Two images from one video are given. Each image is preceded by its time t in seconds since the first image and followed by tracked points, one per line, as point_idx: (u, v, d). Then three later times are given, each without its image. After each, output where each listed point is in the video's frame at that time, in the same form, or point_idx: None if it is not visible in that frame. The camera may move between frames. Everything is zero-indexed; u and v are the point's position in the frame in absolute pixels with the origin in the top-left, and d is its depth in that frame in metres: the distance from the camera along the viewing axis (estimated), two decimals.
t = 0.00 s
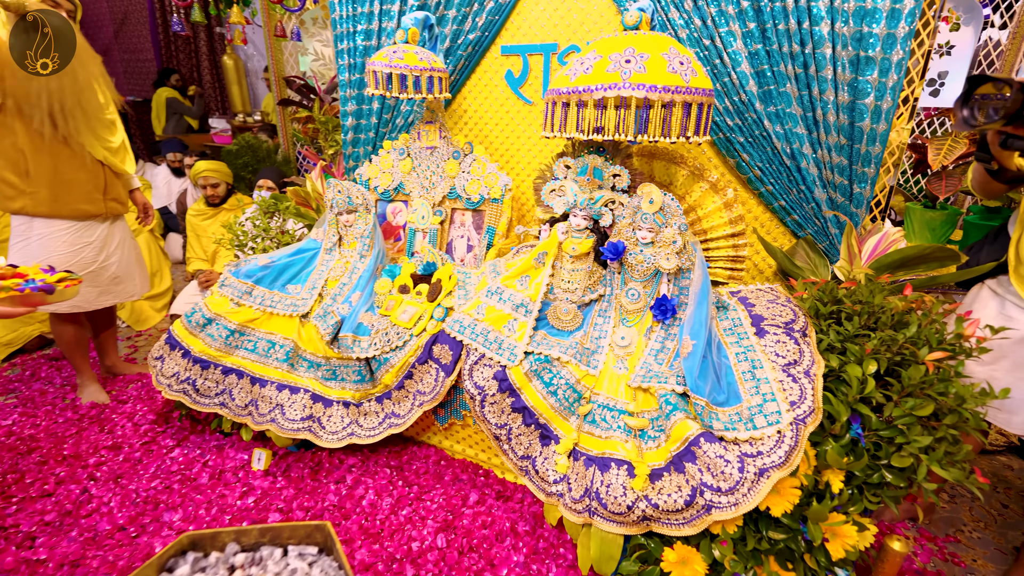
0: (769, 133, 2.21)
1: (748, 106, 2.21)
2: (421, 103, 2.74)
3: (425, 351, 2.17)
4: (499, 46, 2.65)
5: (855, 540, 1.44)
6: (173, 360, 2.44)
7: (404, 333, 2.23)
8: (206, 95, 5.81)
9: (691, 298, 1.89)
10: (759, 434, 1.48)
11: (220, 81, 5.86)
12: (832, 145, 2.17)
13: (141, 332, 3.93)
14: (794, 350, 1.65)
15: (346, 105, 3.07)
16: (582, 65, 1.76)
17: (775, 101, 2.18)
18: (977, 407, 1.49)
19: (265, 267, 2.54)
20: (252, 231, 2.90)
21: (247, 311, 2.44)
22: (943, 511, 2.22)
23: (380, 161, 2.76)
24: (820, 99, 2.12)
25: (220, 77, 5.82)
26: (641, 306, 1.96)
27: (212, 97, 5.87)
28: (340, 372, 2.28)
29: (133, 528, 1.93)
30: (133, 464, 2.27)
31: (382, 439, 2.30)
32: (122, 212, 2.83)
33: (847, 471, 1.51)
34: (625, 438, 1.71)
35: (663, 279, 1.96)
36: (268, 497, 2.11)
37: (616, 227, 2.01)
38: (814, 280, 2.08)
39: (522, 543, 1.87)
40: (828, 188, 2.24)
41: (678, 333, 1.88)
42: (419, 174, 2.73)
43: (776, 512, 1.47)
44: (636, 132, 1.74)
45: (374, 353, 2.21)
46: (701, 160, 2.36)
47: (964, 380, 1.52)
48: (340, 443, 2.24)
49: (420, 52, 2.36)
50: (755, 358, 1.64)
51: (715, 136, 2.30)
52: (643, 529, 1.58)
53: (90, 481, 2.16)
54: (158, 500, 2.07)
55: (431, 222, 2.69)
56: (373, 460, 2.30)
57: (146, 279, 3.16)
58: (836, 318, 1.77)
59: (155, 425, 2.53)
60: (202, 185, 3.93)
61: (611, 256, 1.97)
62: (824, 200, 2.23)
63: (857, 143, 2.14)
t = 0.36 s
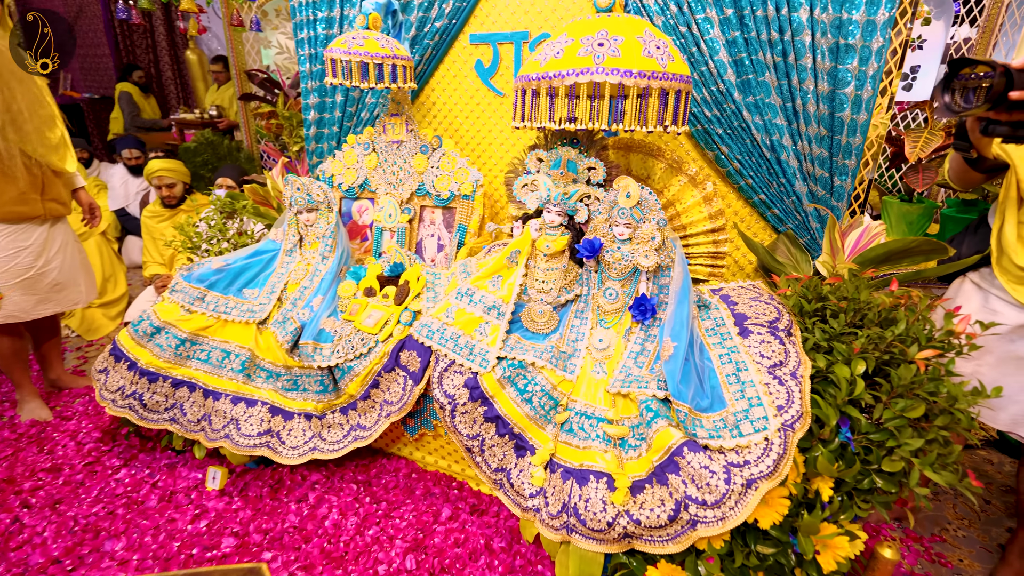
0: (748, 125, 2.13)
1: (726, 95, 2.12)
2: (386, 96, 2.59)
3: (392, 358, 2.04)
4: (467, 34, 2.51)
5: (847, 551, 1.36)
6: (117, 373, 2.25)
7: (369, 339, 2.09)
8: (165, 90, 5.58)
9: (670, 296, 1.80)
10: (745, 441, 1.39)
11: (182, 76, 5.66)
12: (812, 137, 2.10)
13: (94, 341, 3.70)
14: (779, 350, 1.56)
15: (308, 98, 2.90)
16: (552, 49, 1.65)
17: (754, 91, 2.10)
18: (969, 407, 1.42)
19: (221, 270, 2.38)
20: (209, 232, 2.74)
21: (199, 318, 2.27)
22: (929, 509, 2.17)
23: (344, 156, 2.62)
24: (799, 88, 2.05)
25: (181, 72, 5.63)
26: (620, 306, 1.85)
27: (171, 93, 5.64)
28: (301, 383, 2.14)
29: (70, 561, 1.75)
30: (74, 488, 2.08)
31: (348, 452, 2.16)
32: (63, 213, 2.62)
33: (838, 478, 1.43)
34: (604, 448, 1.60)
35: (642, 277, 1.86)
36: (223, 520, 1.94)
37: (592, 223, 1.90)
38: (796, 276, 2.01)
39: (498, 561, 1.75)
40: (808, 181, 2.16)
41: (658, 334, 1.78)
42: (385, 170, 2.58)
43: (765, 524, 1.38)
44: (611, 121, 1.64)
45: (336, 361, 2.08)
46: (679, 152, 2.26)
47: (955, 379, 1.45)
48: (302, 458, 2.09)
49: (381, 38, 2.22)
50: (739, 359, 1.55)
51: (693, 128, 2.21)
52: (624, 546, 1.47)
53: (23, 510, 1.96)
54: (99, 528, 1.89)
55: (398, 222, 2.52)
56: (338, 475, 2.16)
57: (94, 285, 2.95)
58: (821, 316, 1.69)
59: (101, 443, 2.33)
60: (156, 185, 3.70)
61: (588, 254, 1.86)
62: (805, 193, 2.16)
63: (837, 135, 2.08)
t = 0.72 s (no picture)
0: (733, 122, 2.04)
1: (711, 91, 2.03)
2: (354, 91, 2.45)
3: (361, 372, 1.90)
4: (440, 27, 2.38)
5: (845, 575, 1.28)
6: (61, 392, 2.06)
7: (336, 351, 1.95)
8: (128, 85, 5.29)
9: (655, 303, 1.70)
10: (739, 461, 1.29)
11: (145, 70, 5.38)
12: (798, 135, 2.02)
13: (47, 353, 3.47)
14: (771, 360, 1.47)
15: (272, 94, 2.73)
16: (528, 40, 1.54)
17: (739, 87, 2.01)
18: (969, 418, 1.35)
19: (175, 278, 2.22)
20: (165, 236, 2.54)
21: (151, 330, 2.12)
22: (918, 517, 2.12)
23: (312, 156, 2.48)
24: (786, 84, 1.97)
25: (144, 66, 5.34)
26: (603, 314, 1.75)
27: (134, 88, 5.36)
28: (264, 399, 2.01)
29: None
30: (12, 520, 1.90)
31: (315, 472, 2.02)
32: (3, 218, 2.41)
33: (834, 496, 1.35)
34: (588, 467, 1.50)
35: (626, 283, 1.76)
36: (177, 551, 1.79)
37: (572, 226, 1.80)
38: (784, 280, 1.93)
39: None
40: (795, 180, 2.09)
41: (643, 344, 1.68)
42: (354, 170, 2.44)
43: (759, 548, 1.30)
44: (591, 118, 1.54)
45: (301, 376, 1.94)
46: (662, 151, 2.16)
47: (953, 389, 1.38)
48: (265, 481, 1.95)
49: (345, 29, 2.09)
50: (729, 370, 1.46)
51: (677, 126, 2.12)
52: None
53: None
54: (38, 564, 1.72)
55: (370, 224, 2.40)
56: (306, 497, 2.02)
57: (42, 294, 2.74)
58: (813, 322, 1.61)
59: (46, 468, 2.15)
60: (114, 185, 3.49)
61: (568, 259, 1.76)
62: (791, 193, 2.08)
63: (824, 133, 2.00)
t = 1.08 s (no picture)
0: (724, 117, 1.95)
1: (700, 85, 1.94)
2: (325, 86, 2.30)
3: (333, 386, 1.78)
4: (416, 17, 2.25)
5: None
6: (5, 412, 1.90)
7: (306, 364, 1.83)
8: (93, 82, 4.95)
9: (647, 308, 1.61)
10: (739, 481, 1.20)
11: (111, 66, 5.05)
12: (791, 130, 1.94)
13: (5, 365, 3.26)
14: (771, 370, 1.38)
15: (238, 89, 2.58)
16: (507, 27, 1.43)
17: (729, 81, 1.92)
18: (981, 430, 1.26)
19: (131, 287, 2.07)
20: (123, 240, 2.39)
21: (105, 343, 1.97)
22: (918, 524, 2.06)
23: (282, 153, 2.34)
24: (778, 77, 1.89)
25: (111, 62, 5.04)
26: (591, 321, 1.64)
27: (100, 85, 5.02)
28: (229, 415, 1.88)
29: None
30: None
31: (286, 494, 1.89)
32: None
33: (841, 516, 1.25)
34: (577, 488, 1.40)
35: (615, 288, 1.66)
36: None
37: (558, 227, 1.70)
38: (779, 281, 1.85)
39: None
40: (788, 178, 2.00)
41: (634, 353, 1.58)
42: (326, 169, 2.30)
43: (762, 574, 1.20)
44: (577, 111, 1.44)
45: (267, 392, 1.81)
46: (650, 148, 2.06)
47: (962, 399, 1.30)
48: (230, 505, 1.82)
49: (311, 18, 1.98)
50: (727, 380, 1.37)
51: (666, 121, 2.02)
52: None
53: None
54: None
55: (344, 226, 2.26)
56: (275, 521, 1.88)
57: None
58: (813, 328, 1.53)
59: None
60: (74, 184, 3.33)
61: (554, 262, 1.65)
62: (785, 191, 2.00)
63: (817, 128, 1.92)
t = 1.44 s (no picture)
0: (719, 109, 1.85)
1: (694, 75, 1.84)
2: (299, 77, 2.18)
3: (306, 396, 1.67)
4: (395, 5, 2.14)
5: None
6: None
7: (277, 373, 1.71)
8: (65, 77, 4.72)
9: (640, 311, 1.51)
10: (742, 500, 1.10)
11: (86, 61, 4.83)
12: (788, 123, 1.85)
13: None
14: (773, 377, 1.28)
15: (210, 82, 2.45)
16: (488, 7, 1.32)
17: (724, 71, 1.82)
18: (998, 440, 1.17)
19: (91, 291, 1.94)
20: (86, 240, 2.25)
21: (62, 352, 1.84)
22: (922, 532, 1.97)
23: (255, 150, 2.22)
24: (775, 67, 1.80)
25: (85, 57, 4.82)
26: (580, 325, 1.54)
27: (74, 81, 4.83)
28: (197, 429, 1.78)
29: None
30: None
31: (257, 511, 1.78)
32: None
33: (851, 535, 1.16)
34: (566, 507, 1.31)
35: (606, 290, 1.56)
36: None
37: (544, 225, 1.59)
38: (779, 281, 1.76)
39: None
40: (785, 173, 1.91)
41: (627, 359, 1.48)
42: (301, 166, 2.17)
43: None
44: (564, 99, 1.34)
45: (235, 404, 1.69)
46: (641, 142, 1.96)
47: (976, 406, 1.21)
48: (195, 526, 1.70)
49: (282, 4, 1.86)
50: (726, 389, 1.27)
51: (658, 114, 1.92)
52: None
53: None
54: None
55: (320, 225, 2.15)
56: (247, 540, 1.76)
57: None
58: (816, 330, 1.44)
59: None
60: (41, 181, 3.16)
61: (541, 262, 1.55)
62: (782, 187, 1.90)
63: (816, 120, 1.83)
